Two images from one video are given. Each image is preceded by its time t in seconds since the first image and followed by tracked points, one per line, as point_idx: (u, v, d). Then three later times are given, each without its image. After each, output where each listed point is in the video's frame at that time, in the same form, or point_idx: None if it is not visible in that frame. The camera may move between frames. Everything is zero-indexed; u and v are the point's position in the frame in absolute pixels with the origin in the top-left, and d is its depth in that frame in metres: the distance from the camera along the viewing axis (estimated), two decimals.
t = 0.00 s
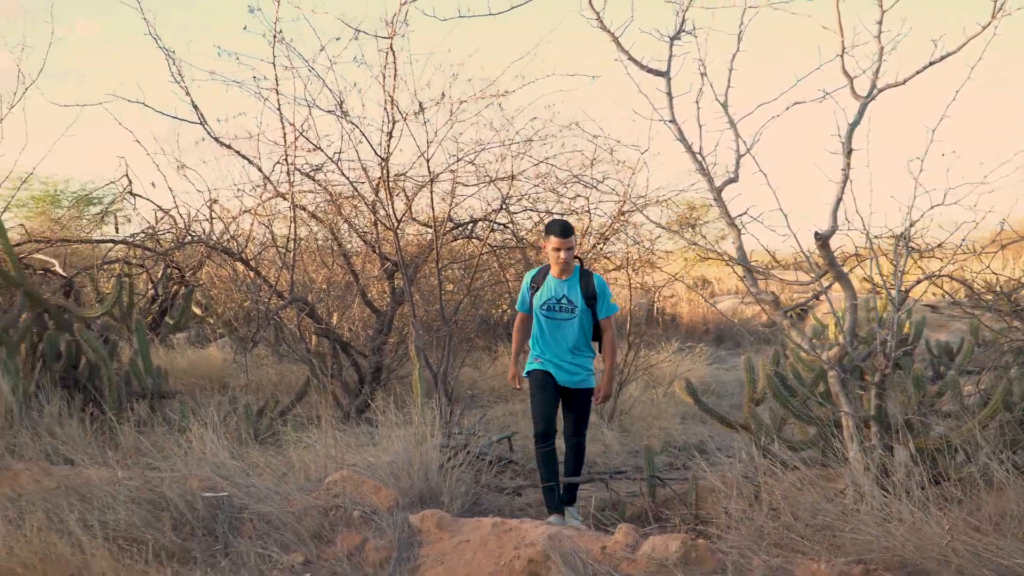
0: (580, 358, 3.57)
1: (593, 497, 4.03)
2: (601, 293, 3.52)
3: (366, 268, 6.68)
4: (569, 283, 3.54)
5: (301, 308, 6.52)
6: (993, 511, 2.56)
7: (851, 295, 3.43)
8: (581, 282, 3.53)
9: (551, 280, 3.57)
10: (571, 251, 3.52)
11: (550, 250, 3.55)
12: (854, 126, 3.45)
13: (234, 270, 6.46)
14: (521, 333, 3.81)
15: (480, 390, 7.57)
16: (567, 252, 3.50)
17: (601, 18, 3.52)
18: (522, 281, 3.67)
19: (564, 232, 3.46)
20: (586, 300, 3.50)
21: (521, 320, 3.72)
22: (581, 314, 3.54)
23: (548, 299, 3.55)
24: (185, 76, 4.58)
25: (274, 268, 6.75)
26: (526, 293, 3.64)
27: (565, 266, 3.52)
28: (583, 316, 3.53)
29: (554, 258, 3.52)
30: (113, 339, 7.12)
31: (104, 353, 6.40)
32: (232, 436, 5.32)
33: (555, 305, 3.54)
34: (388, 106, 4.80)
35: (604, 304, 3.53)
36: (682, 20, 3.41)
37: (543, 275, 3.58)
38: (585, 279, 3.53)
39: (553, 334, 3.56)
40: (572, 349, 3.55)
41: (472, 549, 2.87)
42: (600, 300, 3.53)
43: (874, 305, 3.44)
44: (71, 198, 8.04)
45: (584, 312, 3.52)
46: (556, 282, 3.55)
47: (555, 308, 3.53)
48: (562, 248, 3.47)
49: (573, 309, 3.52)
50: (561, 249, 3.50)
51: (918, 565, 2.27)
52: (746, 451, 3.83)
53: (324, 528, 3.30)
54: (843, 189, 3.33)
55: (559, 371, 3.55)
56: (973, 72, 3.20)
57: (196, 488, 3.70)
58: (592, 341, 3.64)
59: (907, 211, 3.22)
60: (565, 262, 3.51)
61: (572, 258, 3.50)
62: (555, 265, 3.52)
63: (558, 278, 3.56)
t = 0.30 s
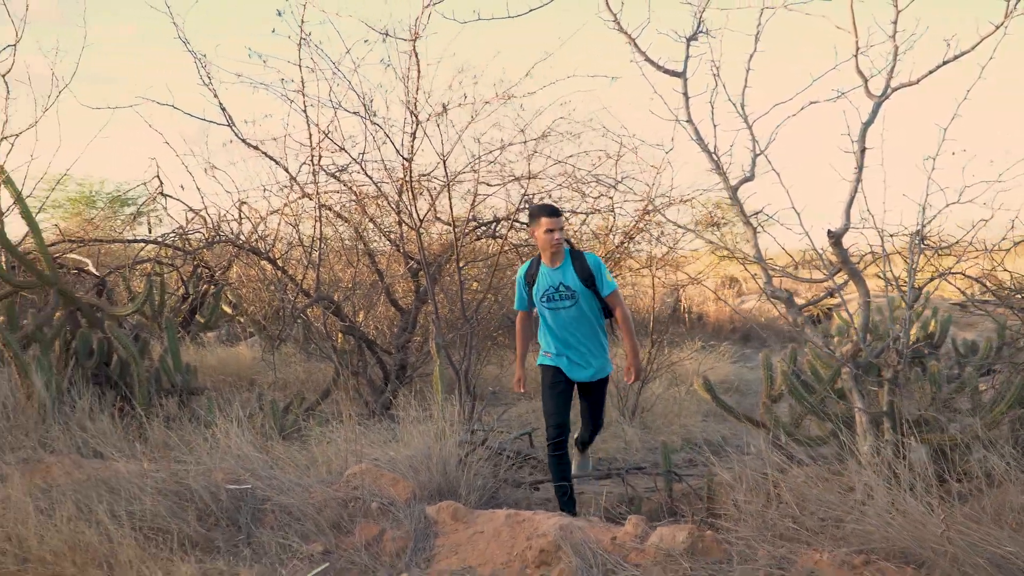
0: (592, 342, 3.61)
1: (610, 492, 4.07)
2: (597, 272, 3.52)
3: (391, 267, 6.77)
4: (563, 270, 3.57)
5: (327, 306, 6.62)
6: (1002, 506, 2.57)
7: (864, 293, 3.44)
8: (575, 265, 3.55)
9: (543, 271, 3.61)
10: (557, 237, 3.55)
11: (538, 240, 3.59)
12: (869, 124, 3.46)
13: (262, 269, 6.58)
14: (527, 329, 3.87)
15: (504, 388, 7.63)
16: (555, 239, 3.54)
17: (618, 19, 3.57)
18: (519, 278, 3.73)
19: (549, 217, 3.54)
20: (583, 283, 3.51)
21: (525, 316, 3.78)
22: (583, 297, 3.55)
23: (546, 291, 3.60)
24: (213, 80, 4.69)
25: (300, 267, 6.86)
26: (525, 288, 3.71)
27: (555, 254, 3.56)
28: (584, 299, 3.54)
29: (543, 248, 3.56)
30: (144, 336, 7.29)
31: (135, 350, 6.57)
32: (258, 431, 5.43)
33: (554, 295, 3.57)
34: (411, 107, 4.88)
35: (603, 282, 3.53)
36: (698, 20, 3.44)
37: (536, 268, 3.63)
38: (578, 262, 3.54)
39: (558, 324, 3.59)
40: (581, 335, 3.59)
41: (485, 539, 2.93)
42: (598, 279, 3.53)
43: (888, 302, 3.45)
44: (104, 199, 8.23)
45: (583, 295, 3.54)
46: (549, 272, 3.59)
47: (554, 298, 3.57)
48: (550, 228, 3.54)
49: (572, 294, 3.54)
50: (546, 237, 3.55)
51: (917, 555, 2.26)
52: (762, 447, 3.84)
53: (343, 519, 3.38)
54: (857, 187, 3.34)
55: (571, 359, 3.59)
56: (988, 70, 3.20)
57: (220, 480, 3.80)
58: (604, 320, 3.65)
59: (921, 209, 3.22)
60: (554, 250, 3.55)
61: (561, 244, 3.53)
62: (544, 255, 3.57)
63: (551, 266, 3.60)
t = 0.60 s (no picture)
0: (591, 330, 3.58)
1: (619, 488, 4.12)
2: (598, 261, 3.53)
3: (408, 267, 6.84)
4: (562, 258, 3.56)
5: (344, 305, 6.71)
6: (999, 500, 2.59)
7: (868, 292, 3.47)
8: (573, 254, 3.55)
9: (542, 259, 3.61)
10: (555, 225, 3.55)
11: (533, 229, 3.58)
12: (875, 124, 3.49)
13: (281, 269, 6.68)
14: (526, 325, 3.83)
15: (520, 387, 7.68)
16: (552, 227, 3.53)
17: (626, 23, 3.62)
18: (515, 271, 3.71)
19: (545, 204, 3.52)
20: (584, 272, 3.51)
21: (522, 310, 3.75)
22: (582, 286, 3.55)
23: (546, 279, 3.59)
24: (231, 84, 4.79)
25: (318, 267, 6.96)
26: (523, 281, 3.68)
27: (553, 241, 3.55)
28: (583, 288, 3.53)
29: (540, 235, 3.55)
30: (165, 335, 7.43)
31: (156, 349, 6.71)
32: (275, 428, 5.54)
33: (553, 283, 3.58)
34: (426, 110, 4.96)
35: (603, 270, 3.54)
36: (706, 23, 3.49)
37: (534, 257, 3.62)
38: (578, 250, 3.54)
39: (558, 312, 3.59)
40: (581, 324, 3.57)
41: (490, 532, 2.99)
42: (598, 268, 3.54)
43: (892, 300, 3.48)
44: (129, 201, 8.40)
45: (583, 283, 3.53)
46: (548, 260, 3.59)
47: (553, 286, 3.57)
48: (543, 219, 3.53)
49: (572, 282, 3.54)
50: (544, 225, 3.54)
51: (901, 546, 2.28)
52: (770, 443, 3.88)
53: (353, 512, 3.45)
54: (863, 185, 3.40)
55: (572, 348, 3.58)
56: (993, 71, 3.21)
57: (234, 475, 3.90)
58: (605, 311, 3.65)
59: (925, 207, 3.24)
60: (552, 236, 3.55)
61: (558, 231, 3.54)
62: (542, 242, 3.56)
63: (549, 255, 3.60)
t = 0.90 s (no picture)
0: (565, 333, 3.62)
1: (610, 484, 4.18)
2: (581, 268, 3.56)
3: (408, 267, 6.92)
4: (546, 259, 3.62)
5: (345, 305, 6.79)
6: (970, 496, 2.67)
7: (852, 292, 3.49)
8: (560, 258, 3.59)
9: (528, 257, 3.68)
10: (541, 225, 3.60)
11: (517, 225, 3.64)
12: (860, 128, 3.54)
13: (282, 269, 6.76)
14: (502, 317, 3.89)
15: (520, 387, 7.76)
16: (533, 227, 3.58)
17: (619, 28, 3.68)
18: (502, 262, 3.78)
19: (527, 202, 3.58)
20: (564, 277, 3.55)
21: (501, 302, 3.84)
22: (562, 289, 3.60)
23: (528, 277, 3.66)
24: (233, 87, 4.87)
25: (319, 267, 7.03)
26: (507, 273, 3.76)
27: (538, 241, 3.62)
28: (562, 292, 3.58)
29: (525, 233, 3.61)
30: (169, 334, 7.53)
31: (158, 348, 6.81)
32: (275, 426, 5.62)
33: (533, 282, 3.64)
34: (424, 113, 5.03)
35: (585, 279, 3.57)
36: (697, 29, 3.55)
37: (520, 253, 3.69)
38: (563, 255, 3.59)
39: (534, 310, 3.66)
40: (555, 326, 3.62)
41: (479, 525, 3.07)
42: (580, 275, 3.57)
43: (877, 300, 3.52)
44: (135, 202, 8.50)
45: (562, 287, 3.58)
46: (532, 258, 3.65)
47: (533, 285, 3.63)
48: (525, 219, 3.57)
49: (552, 286, 3.59)
50: (528, 224, 3.59)
51: (873, 541, 2.33)
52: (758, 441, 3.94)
53: (347, 507, 3.54)
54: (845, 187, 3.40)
55: (544, 347, 3.64)
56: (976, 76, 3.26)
57: (232, 471, 3.99)
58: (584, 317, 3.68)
59: (908, 208, 3.28)
60: (536, 236, 3.61)
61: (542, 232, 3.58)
62: (527, 240, 3.63)
63: (535, 254, 3.66)
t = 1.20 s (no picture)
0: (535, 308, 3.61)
1: (597, 482, 4.23)
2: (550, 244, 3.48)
3: (403, 268, 6.98)
4: (515, 231, 3.56)
5: (340, 306, 6.86)
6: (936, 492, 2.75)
7: (831, 293, 3.48)
8: (529, 230, 3.51)
9: (497, 226, 3.62)
10: (504, 192, 3.58)
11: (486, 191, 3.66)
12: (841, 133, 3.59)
13: (278, 270, 6.83)
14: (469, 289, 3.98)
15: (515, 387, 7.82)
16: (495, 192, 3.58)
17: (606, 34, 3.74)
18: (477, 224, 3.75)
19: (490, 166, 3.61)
20: (532, 252, 3.49)
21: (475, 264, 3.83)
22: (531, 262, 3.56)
23: (497, 246, 3.62)
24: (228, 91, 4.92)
25: (315, 268, 7.10)
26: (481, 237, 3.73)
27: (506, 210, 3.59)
28: (530, 267, 3.54)
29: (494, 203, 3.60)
30: (167, 335, 7.60)
31: (156, 348, 6.88)
32: (269, 425, 5.69)
33: (502, 254, 3.60)
34: (417, 116, 5.10)
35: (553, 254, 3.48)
36: (682, 36, 3.60)
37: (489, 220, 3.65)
38: (533, 229, 3.50)
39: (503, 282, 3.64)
40: (524, 299, 3.60)
41: (462, 521, 3.15)
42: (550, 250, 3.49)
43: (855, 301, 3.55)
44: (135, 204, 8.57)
45: (530, 262, 3.53)
46: (501, 228, 3.60)
47: (502, 257, 3.59)
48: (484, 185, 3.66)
49: (520, 259, 3.54)
50: (491, 191, 3.60)
51: (836, 536, 2.37)
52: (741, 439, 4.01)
53: (335, 503, 3.62)
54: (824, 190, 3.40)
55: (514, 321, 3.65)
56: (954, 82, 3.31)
57: (224, 469, 4.08)
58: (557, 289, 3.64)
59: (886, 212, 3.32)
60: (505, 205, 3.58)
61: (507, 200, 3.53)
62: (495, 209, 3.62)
63: (506, 223, 3.61)
